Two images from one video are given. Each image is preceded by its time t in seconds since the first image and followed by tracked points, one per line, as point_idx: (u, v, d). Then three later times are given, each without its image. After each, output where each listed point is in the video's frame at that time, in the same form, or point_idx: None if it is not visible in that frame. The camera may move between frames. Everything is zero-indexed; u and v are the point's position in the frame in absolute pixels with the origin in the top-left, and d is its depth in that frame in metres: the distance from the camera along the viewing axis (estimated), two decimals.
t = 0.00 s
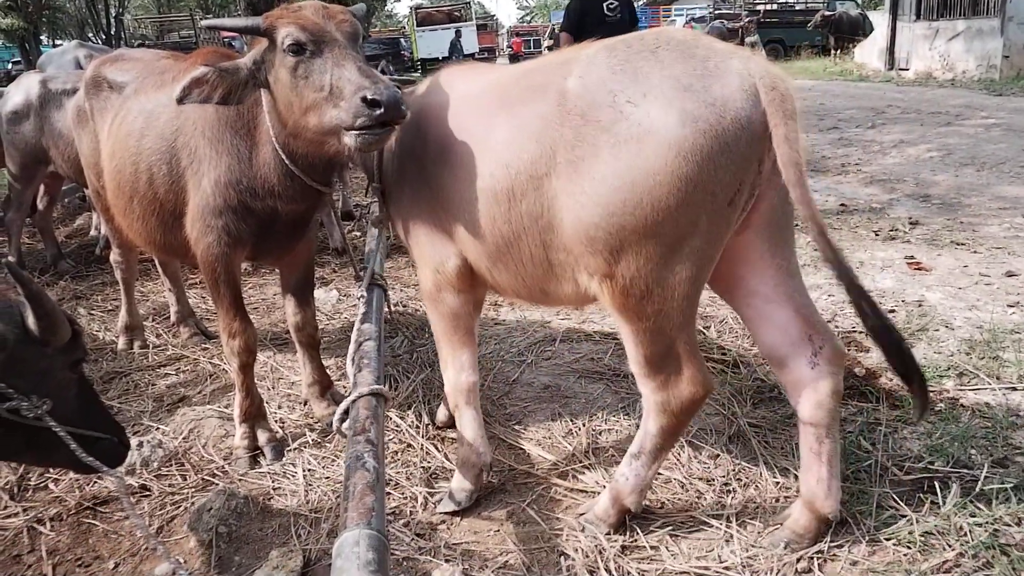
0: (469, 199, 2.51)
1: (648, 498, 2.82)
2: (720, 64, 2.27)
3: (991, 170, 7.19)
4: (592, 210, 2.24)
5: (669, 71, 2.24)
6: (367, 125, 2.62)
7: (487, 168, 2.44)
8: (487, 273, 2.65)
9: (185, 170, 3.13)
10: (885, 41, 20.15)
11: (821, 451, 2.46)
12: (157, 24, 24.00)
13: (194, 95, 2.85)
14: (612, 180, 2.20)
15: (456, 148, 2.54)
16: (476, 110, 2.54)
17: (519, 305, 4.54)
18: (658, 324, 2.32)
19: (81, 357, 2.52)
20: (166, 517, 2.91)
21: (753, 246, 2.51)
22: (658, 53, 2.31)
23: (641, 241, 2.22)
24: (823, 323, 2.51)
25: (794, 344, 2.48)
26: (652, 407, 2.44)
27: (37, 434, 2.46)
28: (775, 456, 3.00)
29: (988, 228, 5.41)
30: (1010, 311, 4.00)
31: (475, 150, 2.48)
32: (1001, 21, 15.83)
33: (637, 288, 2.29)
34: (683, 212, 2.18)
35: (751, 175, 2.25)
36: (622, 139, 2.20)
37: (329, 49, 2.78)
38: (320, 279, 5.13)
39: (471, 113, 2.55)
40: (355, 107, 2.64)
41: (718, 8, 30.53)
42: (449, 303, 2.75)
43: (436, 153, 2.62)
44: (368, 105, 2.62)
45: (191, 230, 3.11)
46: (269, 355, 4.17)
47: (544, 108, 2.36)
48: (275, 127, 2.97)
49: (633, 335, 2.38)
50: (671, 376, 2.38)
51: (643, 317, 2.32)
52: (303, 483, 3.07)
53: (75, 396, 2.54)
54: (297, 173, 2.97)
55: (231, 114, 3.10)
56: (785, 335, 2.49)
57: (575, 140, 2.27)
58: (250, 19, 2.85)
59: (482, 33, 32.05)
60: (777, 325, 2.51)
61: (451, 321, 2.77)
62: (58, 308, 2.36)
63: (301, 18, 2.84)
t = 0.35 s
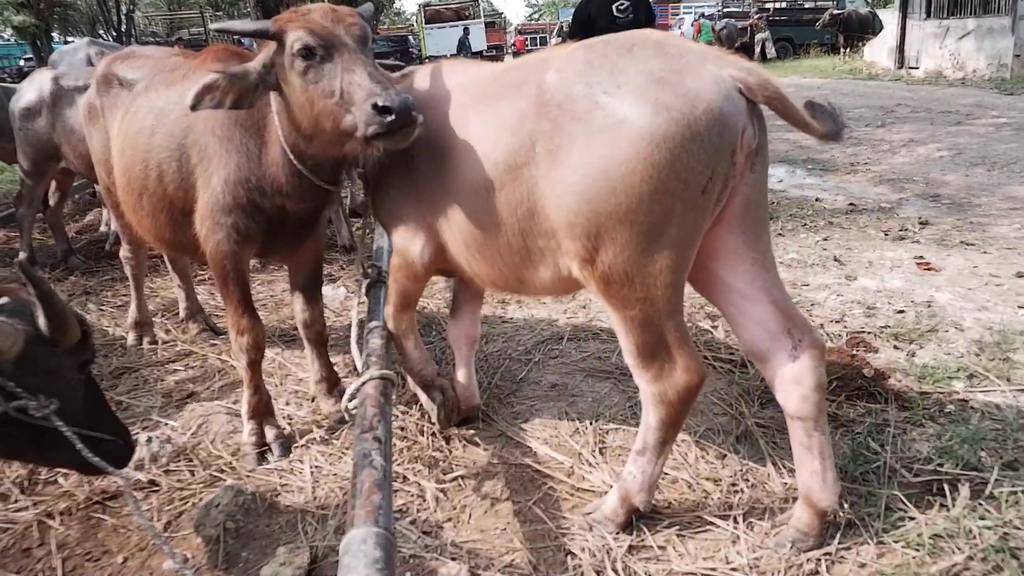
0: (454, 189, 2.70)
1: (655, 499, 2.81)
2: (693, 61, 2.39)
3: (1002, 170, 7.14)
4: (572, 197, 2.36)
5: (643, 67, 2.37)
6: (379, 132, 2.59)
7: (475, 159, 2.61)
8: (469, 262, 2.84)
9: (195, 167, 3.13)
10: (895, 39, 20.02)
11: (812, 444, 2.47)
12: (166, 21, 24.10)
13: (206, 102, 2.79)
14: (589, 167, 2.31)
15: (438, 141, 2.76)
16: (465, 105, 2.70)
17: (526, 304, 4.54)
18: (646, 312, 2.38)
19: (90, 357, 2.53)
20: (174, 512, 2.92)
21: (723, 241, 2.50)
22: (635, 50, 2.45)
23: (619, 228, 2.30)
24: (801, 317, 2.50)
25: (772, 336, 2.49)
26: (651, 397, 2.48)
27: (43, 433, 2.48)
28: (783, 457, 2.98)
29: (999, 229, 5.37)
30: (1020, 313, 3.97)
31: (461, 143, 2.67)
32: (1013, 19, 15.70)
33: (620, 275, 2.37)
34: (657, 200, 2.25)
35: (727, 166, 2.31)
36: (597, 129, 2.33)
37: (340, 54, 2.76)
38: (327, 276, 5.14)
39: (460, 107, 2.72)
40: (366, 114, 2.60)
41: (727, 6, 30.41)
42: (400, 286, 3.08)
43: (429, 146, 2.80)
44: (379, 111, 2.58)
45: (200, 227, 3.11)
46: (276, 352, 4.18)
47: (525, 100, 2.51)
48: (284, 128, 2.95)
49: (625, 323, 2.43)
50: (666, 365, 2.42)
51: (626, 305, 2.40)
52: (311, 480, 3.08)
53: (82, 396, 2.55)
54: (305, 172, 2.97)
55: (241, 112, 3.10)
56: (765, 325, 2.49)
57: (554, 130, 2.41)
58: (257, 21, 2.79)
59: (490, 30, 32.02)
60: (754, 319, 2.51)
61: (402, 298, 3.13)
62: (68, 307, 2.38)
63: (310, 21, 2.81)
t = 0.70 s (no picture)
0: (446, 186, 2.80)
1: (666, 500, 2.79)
2: (673, 64, 2.40)
3: (1019, 167, 7.06)
4: (554, 196, 2.43)
5: (622, 69, 2.40)
6: (387, 141, 2.52)
7: (464, 155, 2.71)
8: (463, 257, 2.95)
9: (207, 167, 3.14)
10: (909, 36, 19.85)
11: (784, 428, 2.53)
12: (180, 22, 24.29)
13: (212, 99, 2.77)
14: (569, 168, 2.38)
15: (430, 136, 2.85)
16: (456, 102, 2.79)
17: (537, 303, 4.53)
18: (636, 310, 2.41)
19: (105, 357, 2.56)
20: (187, 510, 2.94)
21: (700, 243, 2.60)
22: (618, 51, 2.48)
23: (600, 228, 2.37)
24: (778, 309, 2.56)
25: (752, 327, 2.56)
26: (653, 395, 2.49)
27: (58, 432, 2.50)
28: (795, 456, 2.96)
29: (1016, 227, 5.30)
30: None
31: (452, 142, 2.76)
32: None
33: (607, 274, 2.42)
34: (637, 202, 2.30)
35: (703, 170, 2.34)
36: (577, 129, 2.38)
37: (348, 59, 2.69)
38: (338, 276, 5.15)
39: (451, 104, 2.80)
40: (374, 122, 2.54)
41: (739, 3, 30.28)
42: (402, 276, 3.29)
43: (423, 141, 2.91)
44: (386, 119, 2.51)
45: (212, 227, 3.13)
46: (288, 351, 4.20)
47: (510, 98, 2.57)
48: (293, 133, 2.93)
49: (619, 321, 2.47)
50: (664, 362, 2.44)
51: (617, 304, 2.44)
52: (322, 479, 3.09)
53: (97, 396, 2.57)
54: (313, 174, 2.96)
55: (253, 114, 3.11)
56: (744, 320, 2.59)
57: (536, 130, 2.48)
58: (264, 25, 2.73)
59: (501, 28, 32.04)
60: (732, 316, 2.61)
61: (405, 285, 3.35)
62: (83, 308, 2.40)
63: (318, 25, 2.73)
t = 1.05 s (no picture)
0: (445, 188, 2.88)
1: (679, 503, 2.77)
2: (663, 66, 2.45)
3: None
4: (551, 198, 2.50)
5: (614, 72, 2.46)
6: (399, 147, 2.56)
7: (463, 158, 2.78)
8: (465, 255, 3.04)
9: (224, 169, 3.17)
10: (924, 33, 19.66)
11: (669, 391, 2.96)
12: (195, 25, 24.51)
13: (226, 104, 2.76)
14: (565, 171, 2.44)
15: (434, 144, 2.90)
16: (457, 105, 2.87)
17: (549, 304, 4.52)
18: (635, 308, 2.44)
19: (121, 360, 2.58)
20: (202, 509, 2.96)
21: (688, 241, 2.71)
22: (610, 54, 2.54)
23: (595, 228, 2.43)
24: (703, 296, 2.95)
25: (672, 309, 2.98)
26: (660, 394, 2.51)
27: (75, 433, 2.54)
28: (809, 459, 2.94)
29: None
30: None
31: (454, 145, 2.82)
32: None
33: (605, 273, 2.48)
34: (631, 203, 2.36)
35: (693, 172, 2.39)
36: (571, 133, 2.45)
37: (361, 65, 2.69)
38: (352, 277, 5.17)
39: (452, 106, 2.88)
40: (386, 128, 2.56)
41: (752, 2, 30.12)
42: (427, 282, 3.34)
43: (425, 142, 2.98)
44: (399, 125, 2.53)
45: (229, 228, 3.15)
46: (302, 352, 4.22)
47: (508, 101, 2.64)
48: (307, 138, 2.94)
49: (620, 320, 2.51)
50: (667, 361, 2.47)
51: (616, 303, 2.49)
52: (335, 479, 3.10)
53: (114, 399, 2.60)
54: (327, 178, 2.97)
55: (269, 117, 3.13)
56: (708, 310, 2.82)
57: (533, 133, 2.55)
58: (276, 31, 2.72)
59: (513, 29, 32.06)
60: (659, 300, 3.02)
61: (430, 292, 3.41)
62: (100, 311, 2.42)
63: (331, 31, 2.73)
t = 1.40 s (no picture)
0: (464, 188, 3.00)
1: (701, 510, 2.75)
2: (672, 70, 2.56)
3: None
4: (567, 196, 2.62)
5: (626, 76, 2.57)
6: (419, 148, 2.55)
7: (482, 158, 2.91)
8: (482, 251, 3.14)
9: (250, 173, 3.20)
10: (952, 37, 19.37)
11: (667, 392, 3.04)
12: (220, 32, 24.86)
13: (251, 106, 2.79)
14: (580, 171, 2.57)
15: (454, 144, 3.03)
16: (475, 106, 2.99)
17: (570, 309, 4.51)
18: (649, 303, 2.53)
19: (145, 364, 2.60)
20: (224, 509, 2.99)
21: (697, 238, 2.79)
22: (622, 58, 2.65)
23: (609, 225, 2.55)
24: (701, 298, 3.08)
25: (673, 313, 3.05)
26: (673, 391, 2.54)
27: (100, 433, 2.57)
28: (833, 468, 2.89)
29: None
30: None
31: (473, 145, 2.94)
32: None
33: (619, 269, 2.58)
34: (642, 202, 2.46)
35: (704, 172, 2.49)
36: (585, 134, 2.56)
37: (383, 69, 2.71)
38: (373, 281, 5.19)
39: (470, 107, 3.00)
40: (407, 130, 2.56)
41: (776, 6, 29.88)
42: (444, 274, 3.39)
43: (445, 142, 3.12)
44: (420, 128, 2.54)
45: (254, 231, 3.18)
46: (323, 355, 4.25)
47: (525, 103, 2.76)
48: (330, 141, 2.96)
49: (635, 315, 2.59)
50: (682, 357, 2.52)
51: (630, 298, 2.57)
52: (355, 481, 3.11)
53: (138, 401, 2.63)
54: (350, 181, 2.99)
55: (294, 122, 3.16)
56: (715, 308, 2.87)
57: (548, 134, 2.67)
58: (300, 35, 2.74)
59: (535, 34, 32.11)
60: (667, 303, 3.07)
61: (448, 286, 3.44)
62: (125, 315, 2.44)
63: (354, 36, 2.75)
